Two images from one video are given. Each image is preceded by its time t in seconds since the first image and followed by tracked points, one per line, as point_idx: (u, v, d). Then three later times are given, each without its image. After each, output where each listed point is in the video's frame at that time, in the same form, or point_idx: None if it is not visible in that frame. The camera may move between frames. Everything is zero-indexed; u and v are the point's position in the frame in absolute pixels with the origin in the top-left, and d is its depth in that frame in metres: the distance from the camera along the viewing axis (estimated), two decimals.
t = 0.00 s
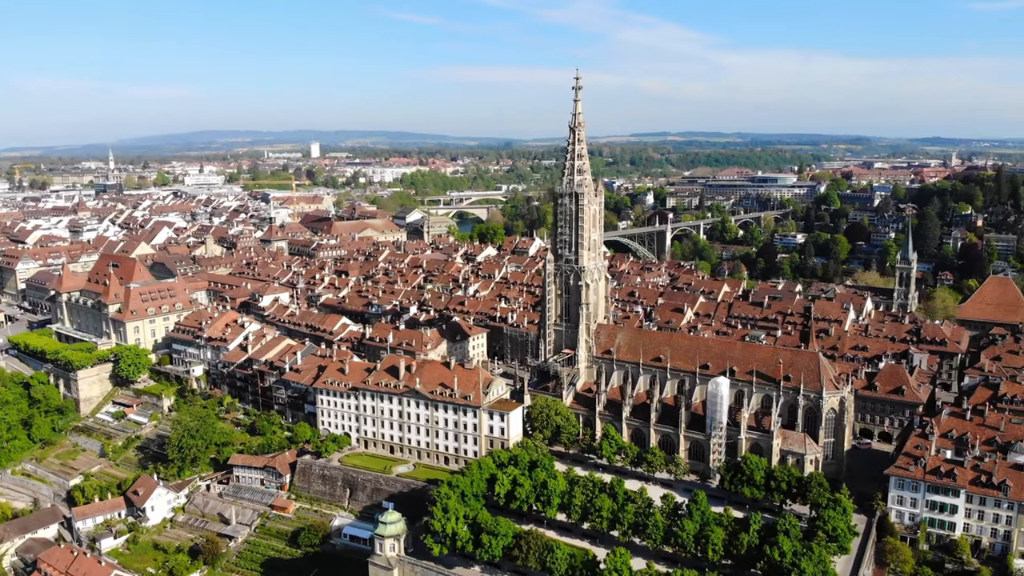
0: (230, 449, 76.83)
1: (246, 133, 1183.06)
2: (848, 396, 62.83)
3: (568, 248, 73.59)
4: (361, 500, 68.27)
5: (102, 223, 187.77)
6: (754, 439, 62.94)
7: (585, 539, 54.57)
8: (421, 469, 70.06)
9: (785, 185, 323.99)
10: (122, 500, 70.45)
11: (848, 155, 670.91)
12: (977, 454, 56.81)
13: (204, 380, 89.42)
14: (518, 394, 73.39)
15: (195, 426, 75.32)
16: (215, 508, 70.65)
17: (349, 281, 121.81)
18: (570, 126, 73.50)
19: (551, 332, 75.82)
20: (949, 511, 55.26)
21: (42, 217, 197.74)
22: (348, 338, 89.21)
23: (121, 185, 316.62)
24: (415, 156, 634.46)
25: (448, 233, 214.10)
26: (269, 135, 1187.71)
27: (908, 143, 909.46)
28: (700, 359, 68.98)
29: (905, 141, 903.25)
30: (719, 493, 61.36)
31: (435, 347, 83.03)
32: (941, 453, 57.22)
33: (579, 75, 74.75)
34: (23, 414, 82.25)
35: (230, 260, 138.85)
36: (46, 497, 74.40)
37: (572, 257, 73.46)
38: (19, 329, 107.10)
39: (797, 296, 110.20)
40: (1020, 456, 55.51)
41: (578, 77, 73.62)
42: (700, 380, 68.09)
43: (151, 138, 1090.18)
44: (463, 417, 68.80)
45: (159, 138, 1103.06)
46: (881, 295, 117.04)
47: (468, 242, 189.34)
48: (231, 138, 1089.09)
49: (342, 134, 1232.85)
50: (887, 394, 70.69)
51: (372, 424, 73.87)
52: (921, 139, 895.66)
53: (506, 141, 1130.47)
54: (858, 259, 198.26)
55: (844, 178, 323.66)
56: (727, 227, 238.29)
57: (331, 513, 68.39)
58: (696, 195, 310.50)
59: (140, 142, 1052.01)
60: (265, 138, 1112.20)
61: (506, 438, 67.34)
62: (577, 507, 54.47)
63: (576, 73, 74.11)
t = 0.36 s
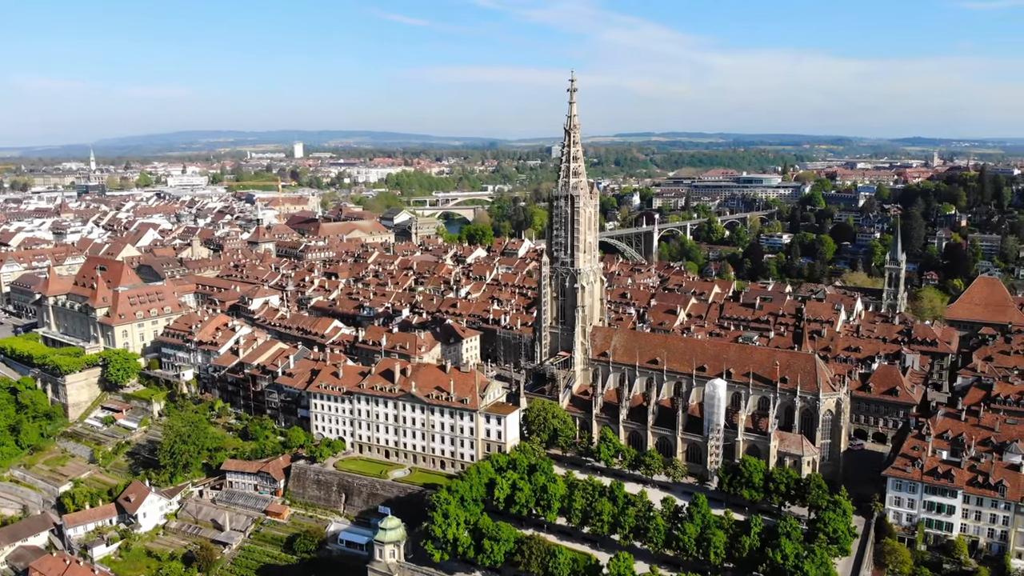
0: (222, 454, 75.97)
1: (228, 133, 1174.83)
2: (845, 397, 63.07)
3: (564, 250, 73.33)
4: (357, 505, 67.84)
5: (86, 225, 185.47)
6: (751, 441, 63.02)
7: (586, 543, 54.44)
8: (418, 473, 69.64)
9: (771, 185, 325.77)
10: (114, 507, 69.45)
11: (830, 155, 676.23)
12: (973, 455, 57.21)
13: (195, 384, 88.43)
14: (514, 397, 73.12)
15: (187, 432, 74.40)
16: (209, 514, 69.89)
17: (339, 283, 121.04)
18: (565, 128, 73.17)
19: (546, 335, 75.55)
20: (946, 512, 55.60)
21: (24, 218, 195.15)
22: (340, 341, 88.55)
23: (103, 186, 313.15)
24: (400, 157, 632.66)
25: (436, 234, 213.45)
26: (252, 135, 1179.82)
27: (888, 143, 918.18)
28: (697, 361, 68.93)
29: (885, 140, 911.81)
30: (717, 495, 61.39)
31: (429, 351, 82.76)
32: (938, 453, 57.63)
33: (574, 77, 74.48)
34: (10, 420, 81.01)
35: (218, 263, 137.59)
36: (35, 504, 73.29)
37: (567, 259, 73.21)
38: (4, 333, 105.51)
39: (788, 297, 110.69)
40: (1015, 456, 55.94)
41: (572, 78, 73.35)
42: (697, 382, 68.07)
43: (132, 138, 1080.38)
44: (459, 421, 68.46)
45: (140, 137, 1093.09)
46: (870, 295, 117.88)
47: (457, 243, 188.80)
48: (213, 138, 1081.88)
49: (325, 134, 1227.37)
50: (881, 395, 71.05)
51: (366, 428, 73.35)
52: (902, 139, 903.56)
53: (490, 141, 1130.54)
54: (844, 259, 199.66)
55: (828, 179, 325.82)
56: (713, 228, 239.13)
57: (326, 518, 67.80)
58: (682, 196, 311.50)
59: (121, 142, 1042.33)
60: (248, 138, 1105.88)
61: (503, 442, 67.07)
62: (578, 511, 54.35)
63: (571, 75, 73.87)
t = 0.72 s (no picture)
0: (215, 460, 75.13)
1: (210, 133, 1167.38)
2: (841, 399, 63.36)
3: (560, 253, 73.26)
4: (353, 510, 67.29)
5: (69, 227, 183.31)
6: (748, 443, 63.16)
7: (586, 547, 54.33)
8: (413, 478, 69.22)
9: (756, 186, 327.62)
10: (105, 514, 68.50)
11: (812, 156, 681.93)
12: (969, 456, 57.57)
13: (185, 389, 87.50)
14: (510, 400, 72.87)
15: (179, 437, 73.49)
16: (202, 520, 69.04)
17: (328, 285, 120.26)
18: (560, 131, 73.07)
19: (542, 338, 75.36)
20: (943, 513, 55.92)
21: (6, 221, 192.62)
22: (332, 344, 87.96)
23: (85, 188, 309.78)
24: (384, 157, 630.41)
25: (423, 235, 213.01)
26: (234, 135, 1171.93)
27: (869, 143, 926.43)
28: (693, 363, 68.98)
29: (865, 140, 921.92)
30: (715, 498, 61.46)
31: (423, 354, 82.32)
32: (933, 454, 57.99)
33: (568, 80, 74.37)
34: None
35: (205, 266, 136.35)
36: (24, 512, 72.27)
37: (563, 261, 73.15)
38: None
39: (778, 298, 111.30)
40: (1010, 457, 56.43)
41: (567, 80, 73.27)
42: (693, 384, 68.07)
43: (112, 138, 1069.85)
44: (455, 425, 68.08)
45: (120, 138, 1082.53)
46: (859, 296, 118.85)
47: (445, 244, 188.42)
48: (194, 139, 1073.70)
49: (307, 134, 1220.91)
50: (875, 396, 71.44)
51: (361, 433, 72.82)
52: (883, 139, 912.27)
53: (474, 141, 1129.57)
54: (829, 259, 201.13)
55: (813, 180, 328.37)
56: (699, 229, 239.99)
57: (322, 524, 67.22)
58: (668, 197, 312.61)
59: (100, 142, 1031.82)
60: (230, 138, 1098.63)
61: (500, 445, 66.83)
62: (578, 515, 54.26)
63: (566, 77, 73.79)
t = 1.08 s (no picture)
0: (207, 465, 74.29)
1: (192, 133, 1158.78)
2: (837, 401, 63.60)
3: (556, 255, 73.15)
4: (349, 515, 66.79)
5: (52, 228, 180.97)
6: (745, 445, 63.27)
7: (587, 551, 54.24)
8: (410, 482, 68.78)
9: (741, 187, 329.28)
10: (97, 521, 67.50)
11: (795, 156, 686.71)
12: (965, 456, 58.00)
13: (176, 394, 86.53)
14: (506, 403, 72.60)
15: (171, 443, 72.58)
16: (195, 527, 68.25)
17: (318, 288, 119.43)
18: (555, 133, 72.93)
19: (538, 340, 75.19)
20: (940, 513, 56.24)
21: None
22: (325, 348, 87.34)
23: (66, 189, 306.04)
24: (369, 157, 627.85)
25: (411, 236, 212.44)
26: (216, 135, 1163.27)
27: (851, 144, 934.56)
28: (690, 365, 68.96)
29: (846, 140, 930.19)
30: (714, 500, 61.51)
31: (417, 357, 81.92)
32: (930, 455, 58.38)
33: (563, 82, 74.28)
34: None
35: (193, 268, 135.02)
36: (13, 519, 71.27)
37: (559, 264, 73.03)
38: None
39: (769, 299, 111.81)
40: (1005, 457, 56.91)
41: (563, 83, 73.19)
42: (690, 386, 68.07)
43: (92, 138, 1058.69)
44: (452, 429, 67.74)
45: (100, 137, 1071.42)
46: (849, 297, 119.83)
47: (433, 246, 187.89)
48: (176, 139, 1065.42)
49: (290, 134, 1214.33)
50: (869, 397, 71.87)
51: (356, 437, 72.31)
52: (865, 139, 919.67)
53: (458, 140, 1127.48)
54: (816, 259, 202.38)
55: (797, 180, 330.60)
56: (686, 229, 240.69)
57: (317, 530, 66.68)
58: (654, 197, 313.49)
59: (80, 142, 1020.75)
60: (212, 138, 1091.03)
61: (497, 449, 66.53)
62: (578, 519, 54.07)
63: (561, 80, 73.72)
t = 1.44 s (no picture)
0: (201, 470, 73.49)
1: (175, 134, 1149.61)
2: (834, 402, 63.83)
3: (552, 257, 72.91)
4: (345, 520, 66.29)
5: (36, 230, 179.06)
6: (743, 447, 63.38)
7: (587, 555, 54.18)
8: (406, 487, 68.39)
9: (728, 187, 330.70)
10: (89, 527, 66.64)
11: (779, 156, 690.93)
12: (962, 457, 58.33)
13: (167, 398, 85.65)
14: (502, 406, 72.37)
15: (163, 448, 71.78)
16: (189, 533, 67.55)
17: (309, 290, 118.71)
18: (551, 135, 72.63)
19: (534, 342, 74.93)
20: (938, 514, 56.50)
21: None
22: (318, 351, 86.71)
23: (49, 190, 302.57)
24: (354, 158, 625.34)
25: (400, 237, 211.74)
26: (199, 135, 1155.51)
27: (833, 143, 943.79)
28: (686, 367, 68.94)
29: (830, 140, 937.93)
30: (712, 502, 61.55)
31: (412, 360, 81.54)
32: (926, 456, 58.66)
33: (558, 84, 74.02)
34: None
35: (181, 270, 133.79)
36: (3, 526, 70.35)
37: (555, 266, 72.81)
38: None
39: (761, 299, 112.24)
40: (1001, 457, 57.32)
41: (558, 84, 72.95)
42: (687, 388, 68.06)
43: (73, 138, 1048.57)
44: (449, 432, 67.42)
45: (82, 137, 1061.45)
46: (839, 297, 120.53)
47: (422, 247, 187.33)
48: (159, 139, 1056.12)
49: (275, 134, 1208.15)
50: (864, 397, 72.21)
51: (351, 441, 71.81)
52: (849, 139, 926.41)
53: (444, 141, 1126.09)
54: (803, 259, 203.32)
55: (783, 180, 332.40)
56: (674, 230, 241.22)
57: (313, 535, 66.14)
58: (642, 198, 314.25)
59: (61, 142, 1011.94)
60: (195, 138, 1083.09)
61: (494, 453, 66.27)
62: (579, 522, 53.96)
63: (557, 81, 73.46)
